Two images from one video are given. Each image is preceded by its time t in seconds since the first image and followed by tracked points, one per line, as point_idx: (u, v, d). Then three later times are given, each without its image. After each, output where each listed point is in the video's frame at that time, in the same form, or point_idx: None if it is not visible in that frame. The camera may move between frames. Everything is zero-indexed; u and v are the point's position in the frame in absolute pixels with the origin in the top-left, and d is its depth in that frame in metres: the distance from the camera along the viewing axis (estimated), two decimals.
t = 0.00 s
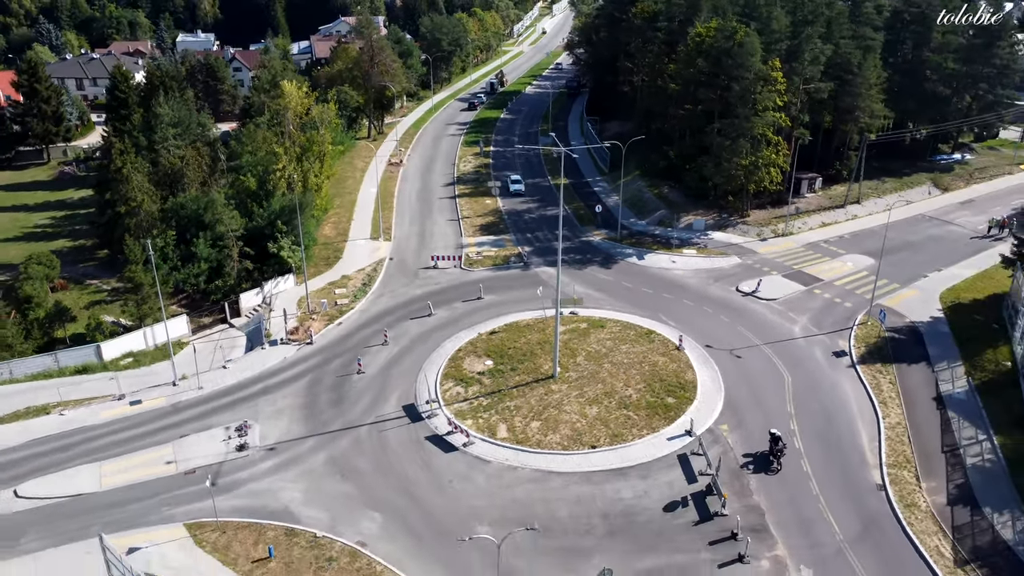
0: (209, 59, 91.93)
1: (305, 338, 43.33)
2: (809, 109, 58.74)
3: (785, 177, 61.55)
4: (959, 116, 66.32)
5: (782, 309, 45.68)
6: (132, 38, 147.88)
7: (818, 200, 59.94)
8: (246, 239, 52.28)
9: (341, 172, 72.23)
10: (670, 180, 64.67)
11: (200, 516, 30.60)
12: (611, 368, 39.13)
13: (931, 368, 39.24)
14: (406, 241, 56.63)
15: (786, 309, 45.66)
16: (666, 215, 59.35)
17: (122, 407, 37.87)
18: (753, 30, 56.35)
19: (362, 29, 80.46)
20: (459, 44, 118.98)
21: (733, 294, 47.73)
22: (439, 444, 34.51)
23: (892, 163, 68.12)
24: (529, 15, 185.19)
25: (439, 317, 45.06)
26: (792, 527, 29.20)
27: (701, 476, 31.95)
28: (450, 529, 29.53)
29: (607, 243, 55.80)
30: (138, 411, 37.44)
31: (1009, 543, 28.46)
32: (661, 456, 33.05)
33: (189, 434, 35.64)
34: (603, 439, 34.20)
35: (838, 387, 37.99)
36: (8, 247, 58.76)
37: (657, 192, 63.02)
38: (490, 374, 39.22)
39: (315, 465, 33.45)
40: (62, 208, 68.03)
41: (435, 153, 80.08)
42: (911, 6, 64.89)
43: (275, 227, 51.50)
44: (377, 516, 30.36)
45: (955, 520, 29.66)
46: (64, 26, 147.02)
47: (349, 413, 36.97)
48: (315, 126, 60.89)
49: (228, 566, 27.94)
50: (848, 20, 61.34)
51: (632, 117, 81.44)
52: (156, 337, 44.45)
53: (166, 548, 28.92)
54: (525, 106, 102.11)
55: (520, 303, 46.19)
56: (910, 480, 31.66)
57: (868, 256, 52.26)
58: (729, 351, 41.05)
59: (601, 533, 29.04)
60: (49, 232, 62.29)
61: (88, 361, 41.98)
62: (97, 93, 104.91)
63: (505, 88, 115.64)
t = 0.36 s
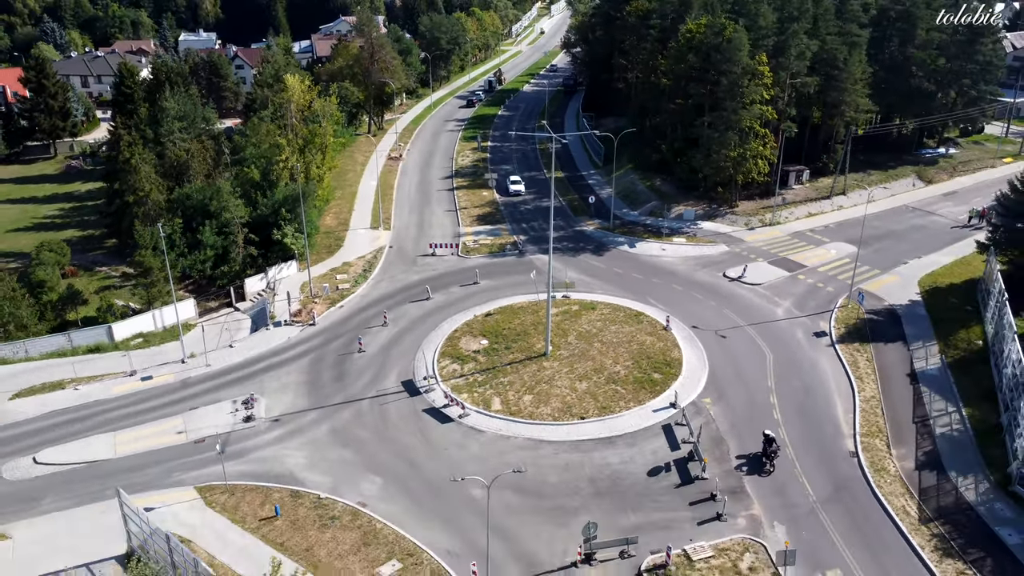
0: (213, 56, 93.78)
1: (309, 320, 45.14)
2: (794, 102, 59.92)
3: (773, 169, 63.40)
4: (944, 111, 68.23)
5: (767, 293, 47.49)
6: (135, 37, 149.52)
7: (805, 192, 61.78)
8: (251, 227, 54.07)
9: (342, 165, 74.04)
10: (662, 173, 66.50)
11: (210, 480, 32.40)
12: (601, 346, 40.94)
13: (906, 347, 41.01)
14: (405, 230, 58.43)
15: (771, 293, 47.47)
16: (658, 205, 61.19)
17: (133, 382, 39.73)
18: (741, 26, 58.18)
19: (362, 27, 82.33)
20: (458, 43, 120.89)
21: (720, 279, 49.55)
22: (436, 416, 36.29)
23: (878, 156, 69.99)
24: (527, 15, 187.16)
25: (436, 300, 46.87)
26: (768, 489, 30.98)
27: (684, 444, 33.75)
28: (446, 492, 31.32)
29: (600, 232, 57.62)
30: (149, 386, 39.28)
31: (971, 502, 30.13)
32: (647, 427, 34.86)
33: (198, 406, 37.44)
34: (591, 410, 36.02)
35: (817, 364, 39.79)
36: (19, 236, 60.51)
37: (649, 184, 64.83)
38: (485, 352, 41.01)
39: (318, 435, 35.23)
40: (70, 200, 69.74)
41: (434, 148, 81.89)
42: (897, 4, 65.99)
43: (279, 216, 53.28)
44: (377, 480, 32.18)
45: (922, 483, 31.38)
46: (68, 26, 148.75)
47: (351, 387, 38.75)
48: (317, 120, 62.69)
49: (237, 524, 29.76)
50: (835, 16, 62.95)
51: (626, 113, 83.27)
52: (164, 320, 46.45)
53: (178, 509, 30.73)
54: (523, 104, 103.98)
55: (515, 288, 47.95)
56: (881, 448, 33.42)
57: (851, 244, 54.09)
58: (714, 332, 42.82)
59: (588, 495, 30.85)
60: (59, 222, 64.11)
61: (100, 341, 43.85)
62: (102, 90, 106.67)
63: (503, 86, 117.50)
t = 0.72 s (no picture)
0: (223, 53, 95.99)
1: (316, 301, 47.11)
2: (787, 96, 61.88)
3: (767, 162, 65.14)
4: (936, 106, 69.93)
5: (757, 278, 49.23)
6: (145, 35, 151.78)
7: (798, 184, 63.50)
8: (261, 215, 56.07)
9: (349, 158, 76.05)
10: (660, 166, 68.27)
11: (223, 445, 34.38)
12: (595, 326, 42.77)
13: (888, 328, 42.72)
14: (409, 219, 60.38)
15: (761, 279, 49.22)
16: (655, 197, 62.97)
17: (149, 356, 41.82)
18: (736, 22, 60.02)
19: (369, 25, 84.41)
20: (463, 41, 122.97)
21: (712, 266, 51.33)
22: (437, 389, 38.19)
23: (871, 150, 71.70)
24: (533, 15, 189.29)
25: (439, 283, 48.78)
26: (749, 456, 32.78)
27: (671, 415, 35.57)
28: (446, 456, 33.20)
29: (598, 222, 59.44)
30: (165, 360, 41.35)
31: (941, 468, 31.87)
32: (637, 399, 36.68)
33: (211, 379, 39.48)
34: (584, 384, 37.89)
35: (802, 344, 41.53)
36: (37, 224, 62.65)
37: (647, 176, 66.63)
38: (484, 331, 42.89)
39: (325, 405, 37.17)
40: (85, 191, 71.88)
41: (438, 142, 83.84)
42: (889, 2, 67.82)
43: (288, 204, 55.24)
44: (381, 445, 34.11)
45: (896, 451, 33.11)
46: (80, 24, 151.23)
47: (356, 362, 40.72)
48: (324, 112, 64.70)
49: (248, 483, 31.68)
50: (828, 14, 64.82)
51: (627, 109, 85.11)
52: (178, 300, 48.44)
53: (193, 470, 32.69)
54: (526, 101, 105.94)
55: (514, 273, 49.83)
56: (859, 420, 35.15)
57: (841, 234, 55.81)
58: (704, 314, 44.58)
59: (579, 459, 32.71)
60: (75, 211, 66.18)
61: (117, 320, 45.95)
62: (115, 87, 109.00)
63: (507, 84, 119.49)
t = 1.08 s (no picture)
0: (238, 50, 98.45)
1: (325, 285, 49.21)
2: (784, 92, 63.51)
3: (765, 157, 66.80)
4: (932, 104, 71.37)
5: (750, 266, 50.97)
6: (162, 34, 154.82)
7: (795, 178, 65.13)
8: (274, 204, 58.25)
9: (359, 152, 78.23)
10: (661, 160, 70.02)
11: (236, 414, 36.47)
12: (591, 309, 44.66)
13: (874, 313, 44.40)
14: (416, 210, 62.42)
15: (753, 266, 50.95)
16: (655, 189, 64.75)
17: (167, 334, 44.04)
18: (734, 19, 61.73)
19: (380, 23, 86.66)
20: (472, 40, 125.10)
21: (707, 254, 53.10)
22: (439, 365, 40.17)
23: (869, 146, 73.19)
24: (543, 16, 191.28)
25: (443, 269, 50.82)
26: (732, 427, 34.62)
27: (660, 389, 37.42)
28: (445, 425, 35.16)
29: (599, 213, 61.28)
30: (182, 338, 43.56)
31: (914, 439, 33.61)
32: (628, 375, 38.53)
33: (225, 355, 41.61)
34: (579, 361, 39.77)
35: (790, 327, 43.28)
36: (58, 212, 65.14)
37: (648, 169, 68.40)
38: (485, 313, 44.85)
39: (332, 378, 39.26)
40: (104, 181, 74.36)
41: (446, 137, 85.92)
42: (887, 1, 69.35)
43: (299, 193, 57.38)
44: (384, 415, 36.12)
45: (873, 424, 34.86)
46: (98, 23, 154.42)
47: (362, 340, 42.79)
48: (335, 106, 66.84)
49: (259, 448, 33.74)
50: (826, 12, 66.44)
51: (630, 106, 86.89)
52: (194, 284, 50.67)
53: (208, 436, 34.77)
54: (534, 98, 107.92)
55: (515, 259, 51.81)
56: (840, 395, 36.91)
57: (835, 225, 57.43)
58: (697, 298, 46.40)
59: (571, 429, 34.59)
60: (95, 201, 68.57)
61: (136, 301, 48.21)
62: (132, 83, 111.85)
63: (515, 82, 121.55)
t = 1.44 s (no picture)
0: (239, 49, 100.42)
1: (322, 272, 51.15)
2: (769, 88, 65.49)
3: (751, 152, 68.75)
4: (915, 101, 73.30)
5: (731, 255, 52.91)
6: (164, 34, 156.98)
7: (779, 172, 67.08)
8: (273, 196, 60.20)
9: (357, 147, 80.21)
10: (649, 155, 71.98)
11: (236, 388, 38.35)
12: (576, 294, 46.59)
13: (847, 298, 46.34)
14: (411, 202, 64.38)
15: (734, 255, 52.89)
16: (643, 183, 66.69)
17: (170, 317, 45.96)
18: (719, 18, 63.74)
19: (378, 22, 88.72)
20: (470, 40, 127.10)
21: (690, 244, 55.03)
22: (429, 345, 42.10)
23: (854, 142, 75.10)
24: (541, 17, 193.28)
25: (435, 257, 52.80)
26: (705, 402, 36.57)
27: (638, 367, 39.38)
28: (433, 399, 37.10)
29: (588, 205, 63.23)
30: (184, 320, 45.51)
31: (876, 412, 35.61)
32: (609, 354, 40.48)
33: (226, 335, 43.52)
34: (563, 342, 41.71)
35: (766, 310, 45.24)
36: (64, 204, 67.09)
37: (637, 164, 70.33)
38: (475, 298, 46.79)
39: (327, 357, 41.21)
40: (108, 175, 76.33)
41: (442, 134, 87.88)
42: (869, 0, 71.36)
43: (297, 185, 59.36)
44: (376, 390, 38.06)
45: (838, 399, 36.85)
46: (102, 23, 156.54)
47: (356, 323, 44.77)
48: (333, 102, 68.84)
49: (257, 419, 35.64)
50: (809, 12, 68.46)
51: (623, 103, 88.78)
52: (195, 271, 52.39)
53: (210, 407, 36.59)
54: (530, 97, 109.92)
55: (505, 248, 53.78)
56: (809, 373, 38.89)
57: (815, 217, 59.37)
58: (678, 284, 48.35)
59: (553, 402, 36.54)
60: (99, 194, 70.41)
61: (140, 287, 50.08)
62: (136, 82, 113.92)
63: (512, 81, 123.55)
